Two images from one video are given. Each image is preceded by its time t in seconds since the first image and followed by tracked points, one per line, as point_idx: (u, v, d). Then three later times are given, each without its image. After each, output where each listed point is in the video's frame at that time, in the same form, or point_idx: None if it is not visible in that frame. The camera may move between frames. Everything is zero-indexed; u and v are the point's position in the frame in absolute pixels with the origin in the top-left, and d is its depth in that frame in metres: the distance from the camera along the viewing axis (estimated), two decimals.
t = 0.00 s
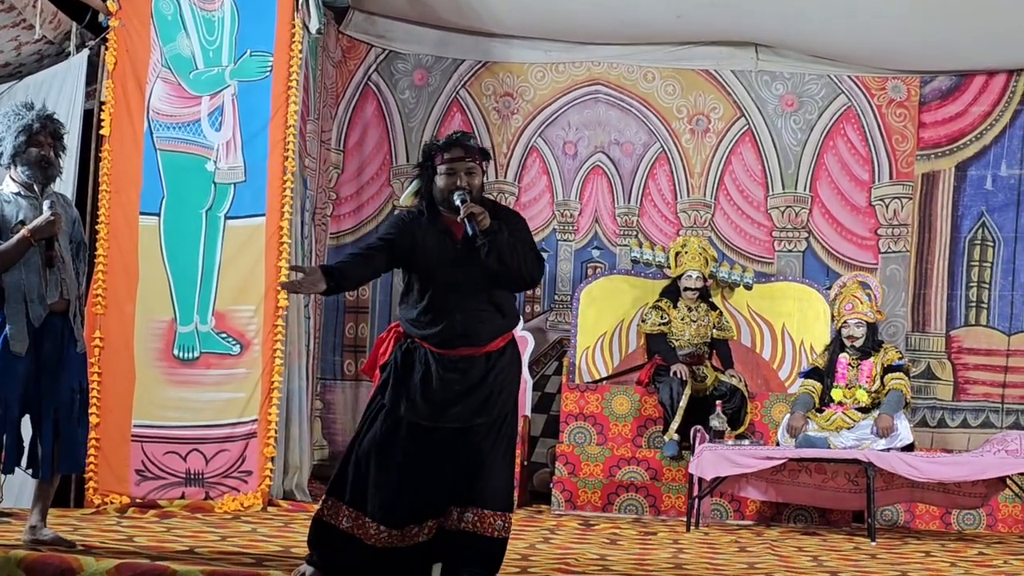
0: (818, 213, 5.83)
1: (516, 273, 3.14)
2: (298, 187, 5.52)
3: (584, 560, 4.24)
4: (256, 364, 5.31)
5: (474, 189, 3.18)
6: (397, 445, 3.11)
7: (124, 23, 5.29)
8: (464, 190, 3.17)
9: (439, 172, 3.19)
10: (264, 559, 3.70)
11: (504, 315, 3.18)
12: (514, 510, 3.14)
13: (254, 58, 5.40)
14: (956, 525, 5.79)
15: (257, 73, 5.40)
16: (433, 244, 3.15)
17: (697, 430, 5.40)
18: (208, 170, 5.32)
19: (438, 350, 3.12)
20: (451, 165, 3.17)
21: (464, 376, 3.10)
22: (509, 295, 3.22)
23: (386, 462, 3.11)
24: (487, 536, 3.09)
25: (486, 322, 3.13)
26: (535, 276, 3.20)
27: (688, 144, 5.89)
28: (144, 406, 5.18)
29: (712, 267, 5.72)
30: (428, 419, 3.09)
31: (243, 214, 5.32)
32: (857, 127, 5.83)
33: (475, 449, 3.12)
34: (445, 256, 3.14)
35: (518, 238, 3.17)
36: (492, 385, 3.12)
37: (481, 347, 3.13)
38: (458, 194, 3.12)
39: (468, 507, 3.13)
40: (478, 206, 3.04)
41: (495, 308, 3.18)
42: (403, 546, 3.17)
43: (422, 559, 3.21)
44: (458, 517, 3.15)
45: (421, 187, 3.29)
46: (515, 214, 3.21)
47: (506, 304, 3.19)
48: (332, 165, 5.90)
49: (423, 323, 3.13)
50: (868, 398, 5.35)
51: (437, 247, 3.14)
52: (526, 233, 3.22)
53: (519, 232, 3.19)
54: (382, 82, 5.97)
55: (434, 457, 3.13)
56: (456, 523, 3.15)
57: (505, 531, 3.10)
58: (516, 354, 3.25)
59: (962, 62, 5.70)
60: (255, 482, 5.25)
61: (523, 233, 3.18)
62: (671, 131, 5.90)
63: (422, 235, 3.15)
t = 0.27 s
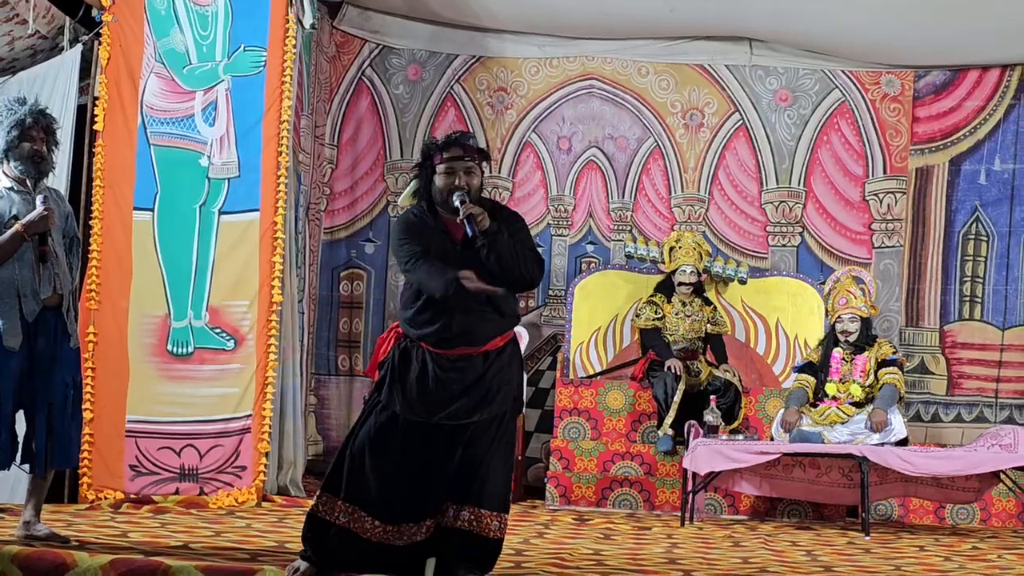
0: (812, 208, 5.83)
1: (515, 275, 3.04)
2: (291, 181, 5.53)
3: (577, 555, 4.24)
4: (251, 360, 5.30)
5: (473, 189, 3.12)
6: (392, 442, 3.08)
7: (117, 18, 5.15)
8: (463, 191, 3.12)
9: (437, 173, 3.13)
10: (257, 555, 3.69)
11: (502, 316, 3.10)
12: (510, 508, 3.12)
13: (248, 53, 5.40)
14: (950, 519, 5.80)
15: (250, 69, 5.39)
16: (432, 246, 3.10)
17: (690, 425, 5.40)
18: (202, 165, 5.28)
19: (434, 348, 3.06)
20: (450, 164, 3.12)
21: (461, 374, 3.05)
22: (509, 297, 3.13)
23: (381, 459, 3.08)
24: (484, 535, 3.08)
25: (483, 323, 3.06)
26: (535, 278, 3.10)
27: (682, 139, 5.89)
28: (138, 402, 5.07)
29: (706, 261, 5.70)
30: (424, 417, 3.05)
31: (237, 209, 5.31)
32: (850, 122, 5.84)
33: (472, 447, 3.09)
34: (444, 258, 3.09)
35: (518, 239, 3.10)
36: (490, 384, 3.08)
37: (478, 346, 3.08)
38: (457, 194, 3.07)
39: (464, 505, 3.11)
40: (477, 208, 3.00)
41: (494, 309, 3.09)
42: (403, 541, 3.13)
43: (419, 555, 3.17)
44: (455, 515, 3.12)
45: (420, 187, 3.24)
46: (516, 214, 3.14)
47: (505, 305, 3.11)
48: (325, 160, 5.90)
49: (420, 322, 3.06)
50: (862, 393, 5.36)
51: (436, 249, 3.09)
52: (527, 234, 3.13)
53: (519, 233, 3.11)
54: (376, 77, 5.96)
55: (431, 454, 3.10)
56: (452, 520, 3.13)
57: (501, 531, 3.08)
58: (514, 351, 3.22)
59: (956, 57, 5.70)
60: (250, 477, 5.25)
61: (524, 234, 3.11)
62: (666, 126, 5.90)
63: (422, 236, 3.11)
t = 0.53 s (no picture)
0: (808, 203, 5.83)
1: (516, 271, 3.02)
2: (287, 175, 5.44)
3: (573, 548, 4.23)
4: (247, 355, 5.21)
5: (474, 184, 3.09)
6: (391, 438, 3.07)
7: (113, 13, 5.17)
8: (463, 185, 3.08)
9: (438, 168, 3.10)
10: (253, 548, 3.69)
11: (503, 310, 3.08)
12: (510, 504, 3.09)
13: (244, 47, 5.30)
14: (946, 513, 5.80)
15: (246, 63, 5.29)
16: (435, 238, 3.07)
17: (688, 419, 5.35)
18: (198, 160, 5.20)
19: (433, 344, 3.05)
20: (451, 159, 3.09)
21: (461, 370, 3.03)
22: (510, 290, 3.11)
23: (380, 454, 3.07)
24: (480, 530, 3.06)
25: (485, 318, 3.05)
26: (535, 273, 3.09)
27: (678, 133, 5.89)
28: (135, 396, 5.05)
29: (702, 255, 5.69)
30: (423, 412, 3.04)
31: (233, 203, 5.22)
32: (846, 116, 5.83)
33: (472, 443, 3.06)
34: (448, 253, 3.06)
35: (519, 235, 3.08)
36: (489, 378, 3.05)
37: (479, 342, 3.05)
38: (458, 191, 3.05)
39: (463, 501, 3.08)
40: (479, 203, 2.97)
41: (496, 306, 3.08)
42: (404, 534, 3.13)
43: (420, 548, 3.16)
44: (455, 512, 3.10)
45: (421, 181, 3.21)
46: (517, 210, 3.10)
47: (506, 299, 3.10)
48: (322, 155, 5.88)
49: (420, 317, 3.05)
50: (858, 386, 5.35)
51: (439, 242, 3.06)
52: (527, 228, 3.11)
53: (520, 229, 3.08)
54: (372, 71, 5.95)
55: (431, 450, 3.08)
56: (449, 516, 3.11)
57: (500, 526, 3.05)
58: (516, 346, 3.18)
59: (952, 51, 5.70)
60: (246, 472, 5.16)
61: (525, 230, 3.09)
62: (662, 120, 5.90)
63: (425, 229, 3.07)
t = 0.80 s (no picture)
0: (806, 200, 5.83)
1: (504, 258, 2.99)
2: (285, 172, 5.43)
3: (570, 545, 4.23)
4: (244, 351, 5.20)
5: (467, 165, 3.01)
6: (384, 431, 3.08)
7: (110, 10, 5.16)
8: (457, 166, 3.01)
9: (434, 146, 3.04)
10: (249, 545, 3.68)
11: (494, 298, 3.09)
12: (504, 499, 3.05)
13: (241, 44, 5.27)
14: (943, 511, 5.80)
15: (242, 60, 5.28)
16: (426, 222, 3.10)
17: (684, 416, 5.43)
18: (195, 157, 5.19)
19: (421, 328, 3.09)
20: (445, 140, 3.02)
21: (449, 357, 3.04)
22: (505, 279, 3.12)
23: (375, 448, 3.09)
24: (474, 526, 3.02)
25: (474, 303, 3.07)
26: (526, 260, 3.04)
27: (676, 131, 5.88)
28: (132, 393, 5.06)
29: (700, 253, 5.71)
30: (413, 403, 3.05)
31: (231, 200, 5.21)
32: (844, 114, 5.82)
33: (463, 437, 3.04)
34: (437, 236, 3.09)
35: (512, 220, 3.01)
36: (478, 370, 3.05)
37: (465, 326, 3.08)
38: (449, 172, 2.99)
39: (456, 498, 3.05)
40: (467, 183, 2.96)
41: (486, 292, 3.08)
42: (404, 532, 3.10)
43: (423, 545, 3.13)
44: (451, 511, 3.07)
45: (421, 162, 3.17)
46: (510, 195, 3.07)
47: (498, 286, 3.10)
48: (319, 152, 5.88)
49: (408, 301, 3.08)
50: (855, 384, 5.36)
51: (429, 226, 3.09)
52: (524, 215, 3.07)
53: (514, 213, 3.03)
54: (370, 68, 5.93)
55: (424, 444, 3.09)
56: (445, 513, 3.08)
57: (495, 521, 3.02)
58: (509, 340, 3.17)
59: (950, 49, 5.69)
60: (243, 469, 5.14)
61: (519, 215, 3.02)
62: (659, 117, 5.89)
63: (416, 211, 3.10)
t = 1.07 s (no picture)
0: (807, 202, 5.83)
1: (481, 235, 3.11)
2: (286, 173, 5.44)
3: (571, 547, 4.23)
4: (245, 353, 5.21)
5: (448, 142, 3.11)
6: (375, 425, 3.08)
7: (111, 11, 5.11)
8: (437, 142, 3.11)
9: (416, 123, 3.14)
10: (251, 547, 3.68)
11: (471, 278, 3.16)
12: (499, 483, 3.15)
13: (242, 46, 5.29)
14: (944, 513, 5.80)
15: (245, 62, 5.29)
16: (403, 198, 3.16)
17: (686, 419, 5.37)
18: (196, 159, 5.20)
19: (396, 308, 3.14)
20: (428, 115, 3.11)
21: (431, 345, 3.10)
22: (481, 261, 3.20)
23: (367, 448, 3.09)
24: (475, 515, 3.10)
25: (454, 285, 3.12)
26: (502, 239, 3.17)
27: (677, 133, 5.88)
28: (133, 395, 5.05)
29: (701, 255, 5.69)
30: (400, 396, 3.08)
31: (232, 202, 5.22)
32: (845, 116, 5.83)
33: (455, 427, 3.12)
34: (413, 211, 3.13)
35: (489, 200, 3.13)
36: (459, 356, 3.12)
37: (441, 306, 3.13)
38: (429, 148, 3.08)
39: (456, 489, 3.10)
40: (446, 161, 3.07)
41: (465, 273, 3.15)
42: (402, 524, 3.09)
43: (426, 540, 3.14)
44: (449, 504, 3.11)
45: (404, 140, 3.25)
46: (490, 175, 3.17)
47: (476, 268, 3.17)
48: (320, 154, 5.87)
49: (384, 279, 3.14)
50: (857, 386, 5.36)
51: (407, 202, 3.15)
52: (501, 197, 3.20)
53: (493, 193, 3.16)
54: (371, 70, 5.93)
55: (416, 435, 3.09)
56: (445, 508, 3.11)
57: (494, 506, 3.11)
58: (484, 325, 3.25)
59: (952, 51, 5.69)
60: (244, 471, 5.14)
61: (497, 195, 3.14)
62: (661, 120, 5.89)
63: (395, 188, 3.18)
